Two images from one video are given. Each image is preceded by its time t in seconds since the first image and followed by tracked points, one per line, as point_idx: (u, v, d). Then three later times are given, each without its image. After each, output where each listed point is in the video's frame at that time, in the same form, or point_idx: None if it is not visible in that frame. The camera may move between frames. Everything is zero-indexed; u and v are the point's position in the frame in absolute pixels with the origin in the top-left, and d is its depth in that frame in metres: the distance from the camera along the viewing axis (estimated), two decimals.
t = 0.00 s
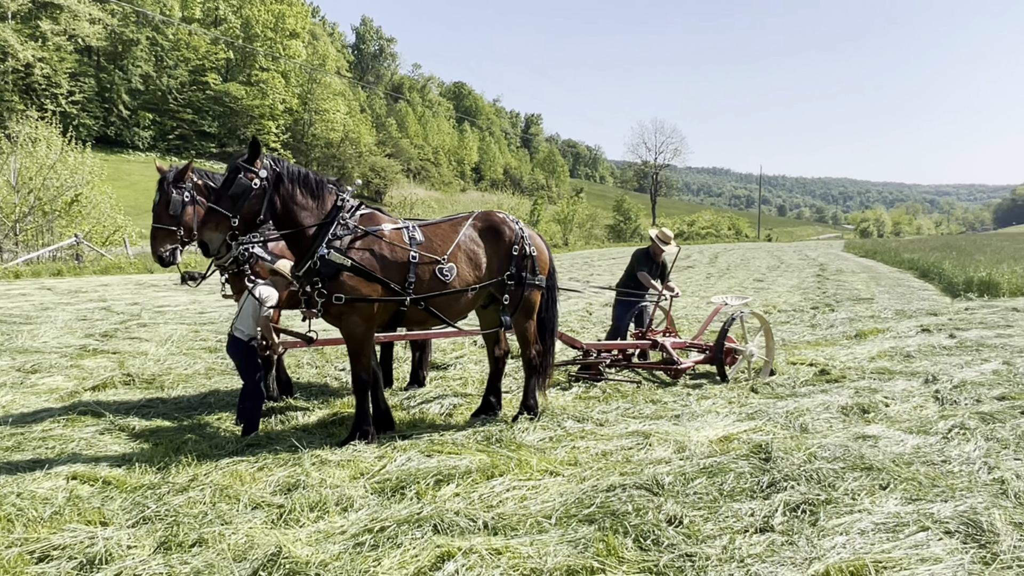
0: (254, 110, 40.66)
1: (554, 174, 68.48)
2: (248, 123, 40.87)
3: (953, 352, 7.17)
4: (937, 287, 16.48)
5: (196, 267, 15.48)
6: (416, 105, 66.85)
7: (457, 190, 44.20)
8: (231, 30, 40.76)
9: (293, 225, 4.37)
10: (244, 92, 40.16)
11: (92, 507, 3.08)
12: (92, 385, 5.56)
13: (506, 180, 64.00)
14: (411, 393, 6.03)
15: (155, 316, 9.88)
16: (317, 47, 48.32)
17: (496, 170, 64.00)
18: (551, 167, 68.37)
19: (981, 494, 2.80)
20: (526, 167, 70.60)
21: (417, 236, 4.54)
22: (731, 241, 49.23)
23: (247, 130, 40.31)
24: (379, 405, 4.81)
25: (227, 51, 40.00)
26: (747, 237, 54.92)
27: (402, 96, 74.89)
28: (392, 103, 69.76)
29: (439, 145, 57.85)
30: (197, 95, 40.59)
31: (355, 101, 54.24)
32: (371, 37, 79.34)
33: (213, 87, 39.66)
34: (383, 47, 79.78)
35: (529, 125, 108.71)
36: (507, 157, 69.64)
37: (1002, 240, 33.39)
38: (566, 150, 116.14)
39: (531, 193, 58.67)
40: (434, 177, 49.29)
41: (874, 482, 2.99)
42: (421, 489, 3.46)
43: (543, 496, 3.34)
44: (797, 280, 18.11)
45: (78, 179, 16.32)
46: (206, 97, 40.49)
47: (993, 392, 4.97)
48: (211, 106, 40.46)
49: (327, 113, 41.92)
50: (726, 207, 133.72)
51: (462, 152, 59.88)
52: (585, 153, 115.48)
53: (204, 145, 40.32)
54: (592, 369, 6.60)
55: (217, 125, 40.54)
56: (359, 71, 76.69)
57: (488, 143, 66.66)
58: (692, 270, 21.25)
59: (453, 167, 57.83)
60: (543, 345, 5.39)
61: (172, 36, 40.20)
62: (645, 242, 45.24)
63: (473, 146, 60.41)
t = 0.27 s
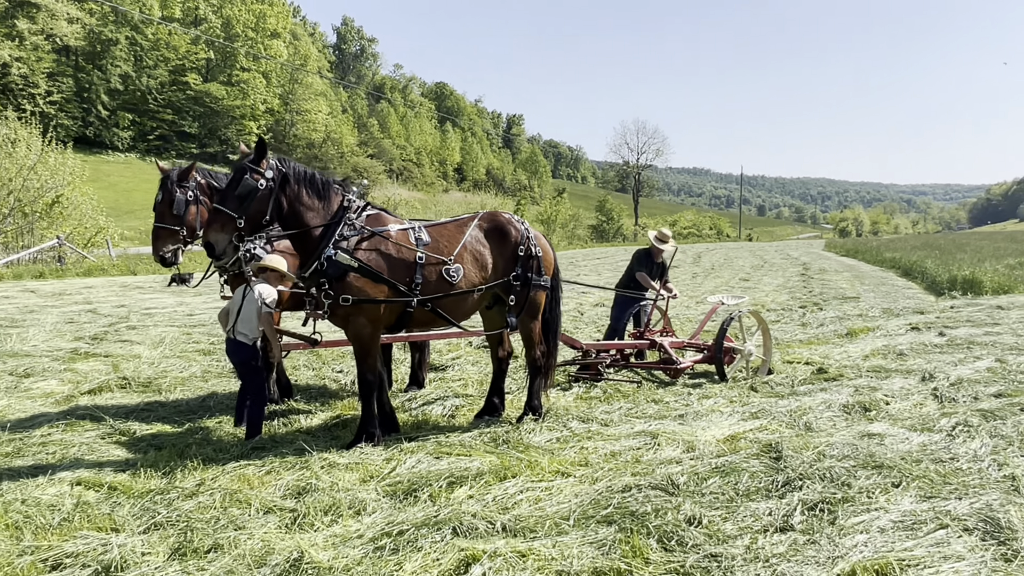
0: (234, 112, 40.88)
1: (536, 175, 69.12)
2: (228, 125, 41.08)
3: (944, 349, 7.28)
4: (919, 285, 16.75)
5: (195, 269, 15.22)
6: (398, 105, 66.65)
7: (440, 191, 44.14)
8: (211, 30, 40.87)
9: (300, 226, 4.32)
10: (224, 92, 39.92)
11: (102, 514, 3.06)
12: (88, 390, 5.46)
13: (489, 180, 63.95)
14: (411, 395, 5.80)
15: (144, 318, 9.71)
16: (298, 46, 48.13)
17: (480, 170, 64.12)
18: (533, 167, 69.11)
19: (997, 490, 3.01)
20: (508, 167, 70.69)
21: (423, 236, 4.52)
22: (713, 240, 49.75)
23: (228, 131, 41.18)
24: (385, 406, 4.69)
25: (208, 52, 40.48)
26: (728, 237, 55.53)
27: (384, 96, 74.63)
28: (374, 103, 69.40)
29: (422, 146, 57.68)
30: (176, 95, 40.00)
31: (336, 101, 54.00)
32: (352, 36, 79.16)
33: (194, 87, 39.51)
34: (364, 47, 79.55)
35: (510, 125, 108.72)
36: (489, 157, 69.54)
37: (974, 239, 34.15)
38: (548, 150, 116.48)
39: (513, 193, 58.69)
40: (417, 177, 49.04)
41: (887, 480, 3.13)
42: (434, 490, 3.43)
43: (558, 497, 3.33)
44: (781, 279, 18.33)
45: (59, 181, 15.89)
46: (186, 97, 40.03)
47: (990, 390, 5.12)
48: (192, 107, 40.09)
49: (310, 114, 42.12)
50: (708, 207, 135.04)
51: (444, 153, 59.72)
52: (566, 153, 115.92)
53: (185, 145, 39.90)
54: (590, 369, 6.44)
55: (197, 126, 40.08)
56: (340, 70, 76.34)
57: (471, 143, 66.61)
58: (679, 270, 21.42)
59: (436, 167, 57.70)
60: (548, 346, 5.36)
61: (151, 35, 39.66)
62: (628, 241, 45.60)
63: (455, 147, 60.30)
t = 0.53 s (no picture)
0: (219, 113, 40.39)
1: (522, 176, 69.31)
2: (213, 126, 40.34)
3: (934, 349, 7.37)
4: (904, 285, 16.96)
5: (186, 273, 14.96)
6: (383, 106, 66.42)
7: (426, 192, 44.08)
8: (195, 31, 40.50)
9: (298, 229, 4.29)
10: (208, 93, 39.53)
11: (101, 522, 3.05)
12: (80, 395, 5.38)
13: (475, 182, 63.91)
14: (408, 398, 5.75)
15: (132, 322, 9.57)
16: (283, 47, 47.88)
17: (466, 172, 63.90)
18: (519, 169, 69.20)
19: (998, 489, 3.13)
20: (494, 168, 70.74)
21: (422, 240, 4.50)
22: (698, 241, 50.13)
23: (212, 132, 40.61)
24: (383, 412, 4.64)
25: (191, 53, 40.30)
26: (714, 238, 55.97)
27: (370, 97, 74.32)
28: (359, 105, 69.09)
29: (407, 147, 57.51)
30: (160, 96, 39.41)
31: (321, 103, 53.71)
32: (337, 37, 78.81)
33: (178, 88, 39.00)
34: (349, 48, 79.12)
35: (496, 126, 108.71)
36: (475, 158, 69.43)
37: (954, 238, 34.70)
38: (534, 152, 116.68)
39: (499, 194, 58.66)
40: (403, 179, 48.81)
41: (888, 480, 3.22)
42: (437, 495, 3.41)
43: (562, 500, 3.32)
44: (769, 279, 18.47)
45: (41, 184, 15.91)
46: (169, 99, 39.43)
47: (982, 389, 5.21)
48: (176, 108, 39.60)
49: (294, 115, 42.68)
50: (694, 209, 136.19)
51: (429, 154, 59.54)
52: (552, 154, 116.21)
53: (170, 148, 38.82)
54: (586, 371, 6.38)
55: (181, 127, 39.23)
56: (325, 72, 75.91)
57: (457, 145, 66.51)
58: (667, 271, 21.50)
59: (422, 169, 57.54)
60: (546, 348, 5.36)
61: (134, 36, 39.10)
62: (614, 242, 45.81)
63: (440, 148, 60.19)
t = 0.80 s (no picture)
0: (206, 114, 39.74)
1: (512, 178, 69.41)
2: (200, 128, 39.70)
3: (925, 349, 7.42)
4: (893, 285, 17.09)
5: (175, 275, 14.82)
6: (372, 107, 66.23)
7: (416, 194, 43.92)
8: (182, 33, 40.19)
9: (291, 232, 4.24)
10: (196, 95, 39.22)
11: (93, 529, 2.99)
12: (68, 399, 5.29)
13: (465, 184, 63.80)
14: (402, 401, 5.70)
15: (120, 325, 9.45)
16: (271, 49, 47.58)
17: (456, 174, 63.78)
18: (508, 170, 69.27)
19: (993, 488, 3.15)
20: (484, 170, 70.71)
21: (417, 242, 4.46)
22: (688, 242, 50.35)
23: (200, 135, 39.83)
24: (376, 417, 4.59)
25: (179, 54, 39.95)
26: (703, 239, 56.21)
27: (359, 99, 74.06)
28: (348, 107, 68.76)
29: (396, 149, 57.32)
30: (147, 99, 39.04)
31: (310, 104, 53.44)
32: (325, 39, 78.47)
33: (165, 90, 38.66)
34: (337, 50, 78.80)
35: (485, 128, 108.63)
36: (464, 160, 69.25)
37: (940, 238, 35.04)
38: (523, 153, 116.73)
39: (488, 196, 58.56)
40: (392, 181, 48.62)
41: (884, 481, 3.24)
42: (433, 499, 3.37)
43: (559, 503, 3.30)
44: (759, 280, 18.55)
45: (27, 186, 15.88)
46: (156, 101, 39.07)
47: (974, 388, 5.24)
48: (162, 109, 39.18)
49: (282, 117, 42.05)
50: (683, 210, 136.87)
51: (418, 156, 59.35)
52: (541, 156, 116.34)
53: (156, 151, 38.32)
54: (579, 372, 6.35)
55: (169, 129, 38.87)
56: (313, 74, 75.56)
57: (447, 147, 66.40)
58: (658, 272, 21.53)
59: (411, 171, 57.37)
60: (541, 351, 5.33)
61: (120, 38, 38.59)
62: (605, 243, 45.90)
63: (430, 150, 60.00)
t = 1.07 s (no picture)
0: (200, 116, 39.57)
1: (506, 179, 69.48)
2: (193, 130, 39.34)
3: (919, 348, 7.45)
4: (887, 286, 17.18)
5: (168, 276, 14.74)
6: (366, 109, 66.13)
7: (410, 196, 43.80)
8: (174, 34, 40.04)
9: (286, 232, 4.21)
10: (188, 97, 39.09)
11: (84, 532, 2.95)
12: (60, 402, 5.23)
13: (459, 185, 63.74)
14: (396, 403, 5.66)
15: (113, 328, 9.37)
16: (264, 50, 47.45)
17: (450, 175, 63.74)
18: (502, 172, 69.36)
19: (988, 487, 3.15)
20: (478, 172, 70.72)
21: (411, 242, 4.44)
22: (681, 243, 50.49)
23: (193, 137, 39.55)
24: (371, 418, 4.56)
25: (172, 56, 39.76)
26: (697, 240, 56.37)
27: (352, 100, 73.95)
28: (341, 108, 68.66)
29: (389, 151, 57.23)
30: (139, 100, 38.87)
31: (303, 106, 53.30)
32: (318, 41, 78.30)
33: (157, 92, 38.50)
34: (330, 51, 78.64)
35: (479, 130, 108.65)
36: (458, 162, 69.20)
37: (933, 239, 35.29)
38: (517, 155, 116.71)
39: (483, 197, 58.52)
40: (386, 182, 48.53)
41: (880, 480, 3.25)
42: (428, 500, 3.34)
43: (555, 503, 3.28)
44: (753, 280, 18.59)
45: (19, 190, 15.53)
46: (149, 103, 38.89)
47: (968, 387, 5.26)
48: (155, 112, 39.01)
49: (276, 119, 42.03)
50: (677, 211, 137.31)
51: (412, 157, 59.31)
52: (535, 158, 116.42)
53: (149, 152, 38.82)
54: (574, 373, 6.33)
55: (161, 131, 38.74)
56: (307, 75, 75.37)
57: (441, 148, 66.40)
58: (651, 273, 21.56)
59: (405, 173, 57.30)
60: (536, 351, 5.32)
61: (113, 39, 38.29)
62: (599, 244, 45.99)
63: (424, 151, 59.93)
